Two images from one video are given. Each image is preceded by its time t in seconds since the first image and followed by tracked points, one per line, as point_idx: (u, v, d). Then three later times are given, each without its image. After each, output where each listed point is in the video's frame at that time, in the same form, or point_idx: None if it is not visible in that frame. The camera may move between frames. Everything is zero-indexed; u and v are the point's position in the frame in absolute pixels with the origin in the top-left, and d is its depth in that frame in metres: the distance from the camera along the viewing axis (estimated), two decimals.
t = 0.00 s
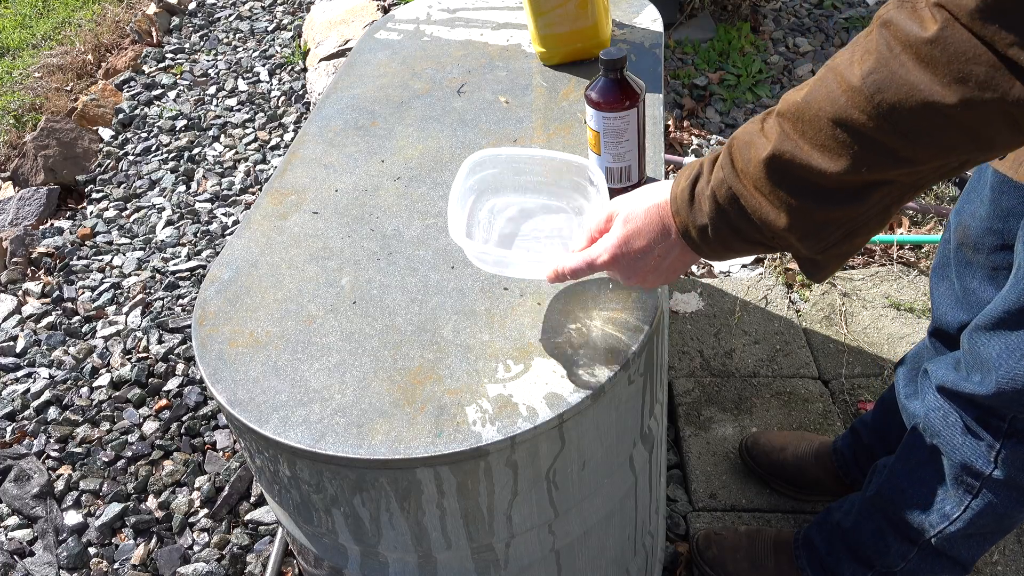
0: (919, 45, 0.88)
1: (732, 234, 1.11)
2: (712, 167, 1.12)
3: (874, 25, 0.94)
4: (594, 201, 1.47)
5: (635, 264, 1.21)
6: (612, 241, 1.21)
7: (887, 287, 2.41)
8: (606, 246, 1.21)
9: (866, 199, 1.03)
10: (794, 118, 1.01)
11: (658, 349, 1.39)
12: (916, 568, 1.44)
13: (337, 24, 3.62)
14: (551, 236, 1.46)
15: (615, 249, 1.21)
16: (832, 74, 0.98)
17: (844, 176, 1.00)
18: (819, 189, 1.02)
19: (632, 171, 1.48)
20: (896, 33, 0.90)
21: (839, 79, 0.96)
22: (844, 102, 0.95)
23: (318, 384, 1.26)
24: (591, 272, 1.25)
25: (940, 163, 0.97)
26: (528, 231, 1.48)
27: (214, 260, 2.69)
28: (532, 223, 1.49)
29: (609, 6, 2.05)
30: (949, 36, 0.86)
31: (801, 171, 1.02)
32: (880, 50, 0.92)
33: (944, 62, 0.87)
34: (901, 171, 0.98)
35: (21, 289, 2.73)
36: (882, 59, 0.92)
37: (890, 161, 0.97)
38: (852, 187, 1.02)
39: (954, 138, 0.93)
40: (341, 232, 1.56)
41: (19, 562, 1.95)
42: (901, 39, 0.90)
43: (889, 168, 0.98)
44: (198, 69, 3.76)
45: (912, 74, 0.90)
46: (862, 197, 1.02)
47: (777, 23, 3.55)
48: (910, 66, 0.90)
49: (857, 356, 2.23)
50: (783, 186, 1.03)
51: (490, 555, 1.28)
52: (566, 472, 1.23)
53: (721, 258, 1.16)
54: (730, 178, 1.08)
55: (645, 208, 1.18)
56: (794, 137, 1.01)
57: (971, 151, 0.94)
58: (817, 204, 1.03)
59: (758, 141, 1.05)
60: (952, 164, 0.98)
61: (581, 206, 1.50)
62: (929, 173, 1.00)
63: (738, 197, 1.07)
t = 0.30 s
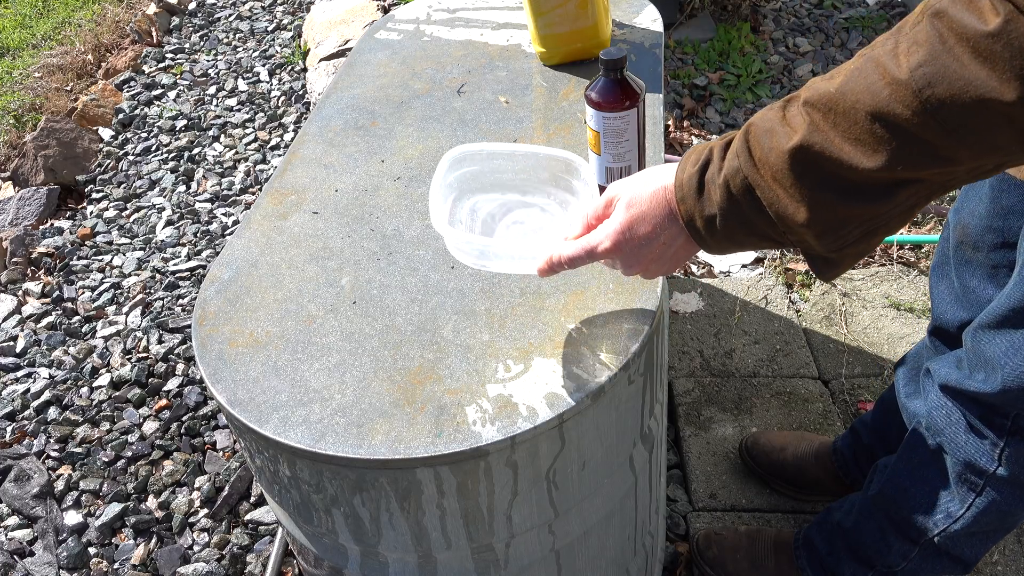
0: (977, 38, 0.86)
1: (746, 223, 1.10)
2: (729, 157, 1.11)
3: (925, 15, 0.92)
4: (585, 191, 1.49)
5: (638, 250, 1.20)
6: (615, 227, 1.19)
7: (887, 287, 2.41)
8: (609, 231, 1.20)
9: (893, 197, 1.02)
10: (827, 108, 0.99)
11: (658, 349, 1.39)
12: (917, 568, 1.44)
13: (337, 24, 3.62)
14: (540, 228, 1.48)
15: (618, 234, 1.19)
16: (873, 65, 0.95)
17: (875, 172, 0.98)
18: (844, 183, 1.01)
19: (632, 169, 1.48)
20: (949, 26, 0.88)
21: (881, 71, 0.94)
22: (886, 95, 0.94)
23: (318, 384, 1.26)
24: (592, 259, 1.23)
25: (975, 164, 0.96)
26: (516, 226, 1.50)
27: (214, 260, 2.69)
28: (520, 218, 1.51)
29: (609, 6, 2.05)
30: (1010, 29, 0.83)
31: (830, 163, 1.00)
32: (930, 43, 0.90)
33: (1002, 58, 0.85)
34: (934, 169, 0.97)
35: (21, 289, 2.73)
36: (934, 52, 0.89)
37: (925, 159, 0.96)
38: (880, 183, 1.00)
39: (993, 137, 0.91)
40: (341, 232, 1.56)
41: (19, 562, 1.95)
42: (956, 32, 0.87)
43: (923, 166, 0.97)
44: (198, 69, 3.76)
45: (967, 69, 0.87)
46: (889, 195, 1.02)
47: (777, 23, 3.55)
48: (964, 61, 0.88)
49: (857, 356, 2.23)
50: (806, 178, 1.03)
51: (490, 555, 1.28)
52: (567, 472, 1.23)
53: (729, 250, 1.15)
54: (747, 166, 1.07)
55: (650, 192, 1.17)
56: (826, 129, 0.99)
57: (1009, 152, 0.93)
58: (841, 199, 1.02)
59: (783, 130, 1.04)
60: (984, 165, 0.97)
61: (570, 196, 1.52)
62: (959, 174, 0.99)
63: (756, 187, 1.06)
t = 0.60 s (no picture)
0: (996, 45, 0.85)
1: (761, 233, 1.10)
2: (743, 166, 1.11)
3: (939, 21, 0.91)
4: (588, 207, 1.46)
5: (654, 264, 1.20)
6: (629, 242, 1.19)
7: (887, 287, 2.41)
8: (624, 246, 1.19)
9: (910, 204, 1.02)
10: (842, 118, 0.99)
11: (658, 349, 1.39)
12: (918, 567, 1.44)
13: (337, 24, 3.62)
14: (544, 246, 1.46)
15: (633, 249, 1.19)
16: (889, 73, 0.95)
17: (892, 179, 0.98)
18: (860, 192, 1.01)
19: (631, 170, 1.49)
20: (967, 33, 0.88)
21: (897, 80, 0.94)
22: (903, 103, 0.93)
23: (318, 384, 1.26)
24: (607, 276, 1.23)
25: (992, 170, 0.96)
26: (519, 244, 1.48)
27: (214, 260, 2.69)
28: (524, 238, 1.48)
29: (609, 6, 2.05)
30: None
31: (846, 172, 1.00)
32: (947, 50, 0.89)
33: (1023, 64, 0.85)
34: (951, 175, 0.97)
35: (21, 289, 2.73)
36: (951, 59, 0.89)
37: (943, 166, 0.96)
38: (897, 191, 1.00)
39: (1010, 143, 0.91)
40: (341, 232, 1.56)
41: (19, 562, 1.95)
42: (974, 38, 0.87)
43: (941, 173, 0.97)
44: (198, 69, 3.76)
45: (986, 76, 0.87)
46: (905, 201, 1.02)
47: (777, 23, 3.55)
48: (983, 67, 0.87)
49: (857, 356, 2.23)
50: (822, 188, 1.02)
51: (490, 555, 1.28)
52: (567, 472, 1.23)
53: (743, 259, 1.15)
54: (761, 177, 1.06)
55: (663, 205, 1.17)
56: (841, 139, 0.99)
57: None
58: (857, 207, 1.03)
59: (797, 139, 1.04)
60: (1001, 170, 0.97)
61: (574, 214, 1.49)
62: (975, 179, 0.99)
63: (771, 197, 1.06)
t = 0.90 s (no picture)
0: (970, 53, 0.85)
1: (768, 249, 1.10)
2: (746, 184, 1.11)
3: (918, 33, 0.92)
4: (609, 233, 1.44)
5: (673, 287, 1.20)
6: (647, 266, 1.19)
7: (886, 287, 2.41)
8: (642, 271, 1.20)
9: (908, 211, 1.02)
10: (833, 133, 0.99)
11: (658, 349, 1.39)
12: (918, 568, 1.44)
13: (337, 24, 3.62)
14: (570, 274, 1.43)
15: (651, 273, 1.19)
16: (874, 87, 0.95)
17: (885, 189, 0.98)
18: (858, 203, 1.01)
19: (632, 170, 1.50)
20: (942, 43, 0.88)
21: (881, 92, 0.94)
22: (887, 115, 0.94)
23: (318, 384, 1.26)
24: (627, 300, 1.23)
25: (985, 173, 0.95)
26: (546, 272, 1.45)
27: (214, 260, 2.69)
28: (545, 266, 1.46)
29: (609, 6, 2.05)
30: (1003, 43, 0.83)
31: (841, 186, 1.00)
32: (926, 61, 0.90)
33: (997, 72, 0.84)
34: (944, 182, 0.97)
35: (21, 289, 2.73)
36: (929, 70, 0.89)
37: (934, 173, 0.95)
38: (892, 200, 1.00)
39: (998, 147, 0.90)
40: (341, 232, 1.56)
41: (19, 562, 1.95)
42: (949, 49, 0.87)
43: (932, 180, 0.96)
44: (198, 69, 3.76)
45: (962, 85, 0.87)
46: (903, 209, 1.01)
47: (777, 23, 3.55)
48: (959, 76, 0.87)
49: (857, 356, 2.23)
50: (821, 202, 1.03)
51: (490, 555, 1.28)
52: (567, 472, 1.23)
53: (758, 274, 1.15)
54: (765, 195, 1.07)
55: (676, 228, 1.17)
56: (833, 153, 0.99)
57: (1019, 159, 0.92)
58: (857, 218, 1.02)
59: (793, 156, 1.04)
60: (997, 172, 0.96)
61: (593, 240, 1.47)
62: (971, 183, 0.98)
63: (775, 214, 1.07)
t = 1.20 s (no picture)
0: (928, 52, 0.88)
1: (764, 256, 1.11)
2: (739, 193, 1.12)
3: (884, 37, 0.94)
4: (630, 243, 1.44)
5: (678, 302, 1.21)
6: (652, 281, 1.20)
7: (887, 287, 2.41)
8: (646, 286, 1.20)
9: (893, 211, 1.02)
10: (813, 137, 1.01)
11: (658, 349, 1.39)
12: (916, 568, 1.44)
13: (337, 24, 3.62)
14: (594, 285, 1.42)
15: (655, 288, 1.19)
16: (846, 90, 0.98)
17: (865, 188, 0.99)
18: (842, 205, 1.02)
19: (632, 170, 1.50)
20: (903, 43, 0.90)
21: (853, 95, 0.96)
22: (859, 117, 0.95)
23: (318, 384, 1.26)
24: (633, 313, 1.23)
25: (962, 169, 0.96)
26: (571, 285, 1.43)
27: (214, 260, 2.69)
28: (570, 279, 1.45)
29: (609, 6, 2.05)
30: (957, 41, 0.85)
31: (825, 189, 1.01)
32: (890, 62, 0.92)
33: (952, 69, 0.87)
34: (921, 179, 0.98)
35: (21, 289, 2.73)
36: (894, 70, 0.91)
37: (910, 171, 0.96)
38: (876, 200, 1.01)
39: (969, 143, 0.92)
40: (341, 232, 1.56)
41: (19, 562, 1.95)
42: (910, 49, 0.90)
43: (910, 178, 0.97)
44: (198, 69, 3.76)
45: (922, 83, 0.89)
46: (887, 209, 1.02)
47: (777, 23, 3.55)
48: (920, 75, 0.89)
49: (857, 356, 2.23)
50: (808, 206, 1.03)
51: (490, 555, 1.28)
52: (566, 472, 1.23)
53: (762, 279, 1.15)
54: (758, 203, 1.08)
55: (678, 245, 1.18)
56: (814, 157, 1.01)
57: (992, 155, 0.93)
58: (845, 220, 1.03)
59: (779, 162, 1.06)
60: (975, 168, 0.97)
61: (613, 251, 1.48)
62: (952, 180, 0.99)
63: (767, 220, 1.07)
